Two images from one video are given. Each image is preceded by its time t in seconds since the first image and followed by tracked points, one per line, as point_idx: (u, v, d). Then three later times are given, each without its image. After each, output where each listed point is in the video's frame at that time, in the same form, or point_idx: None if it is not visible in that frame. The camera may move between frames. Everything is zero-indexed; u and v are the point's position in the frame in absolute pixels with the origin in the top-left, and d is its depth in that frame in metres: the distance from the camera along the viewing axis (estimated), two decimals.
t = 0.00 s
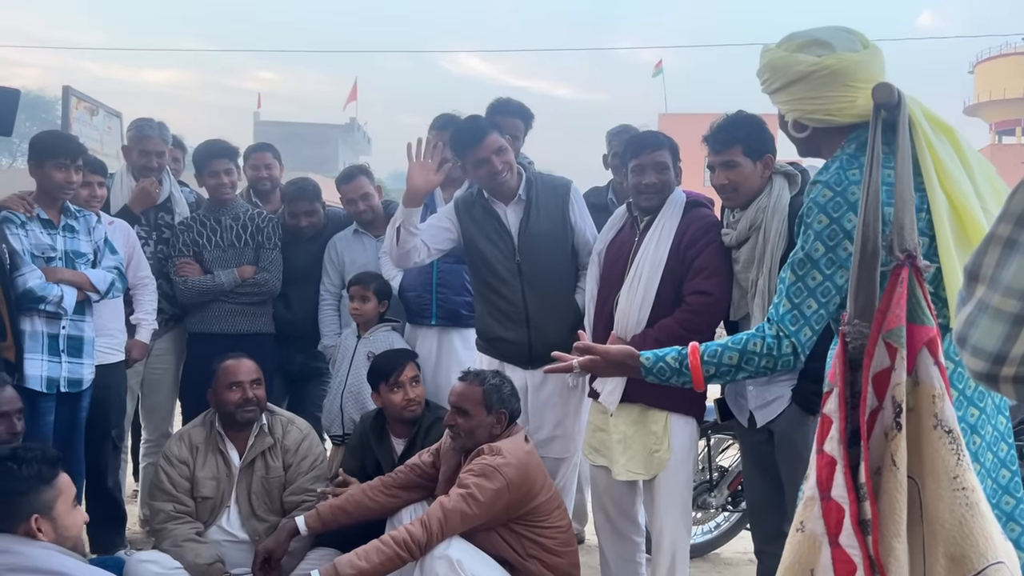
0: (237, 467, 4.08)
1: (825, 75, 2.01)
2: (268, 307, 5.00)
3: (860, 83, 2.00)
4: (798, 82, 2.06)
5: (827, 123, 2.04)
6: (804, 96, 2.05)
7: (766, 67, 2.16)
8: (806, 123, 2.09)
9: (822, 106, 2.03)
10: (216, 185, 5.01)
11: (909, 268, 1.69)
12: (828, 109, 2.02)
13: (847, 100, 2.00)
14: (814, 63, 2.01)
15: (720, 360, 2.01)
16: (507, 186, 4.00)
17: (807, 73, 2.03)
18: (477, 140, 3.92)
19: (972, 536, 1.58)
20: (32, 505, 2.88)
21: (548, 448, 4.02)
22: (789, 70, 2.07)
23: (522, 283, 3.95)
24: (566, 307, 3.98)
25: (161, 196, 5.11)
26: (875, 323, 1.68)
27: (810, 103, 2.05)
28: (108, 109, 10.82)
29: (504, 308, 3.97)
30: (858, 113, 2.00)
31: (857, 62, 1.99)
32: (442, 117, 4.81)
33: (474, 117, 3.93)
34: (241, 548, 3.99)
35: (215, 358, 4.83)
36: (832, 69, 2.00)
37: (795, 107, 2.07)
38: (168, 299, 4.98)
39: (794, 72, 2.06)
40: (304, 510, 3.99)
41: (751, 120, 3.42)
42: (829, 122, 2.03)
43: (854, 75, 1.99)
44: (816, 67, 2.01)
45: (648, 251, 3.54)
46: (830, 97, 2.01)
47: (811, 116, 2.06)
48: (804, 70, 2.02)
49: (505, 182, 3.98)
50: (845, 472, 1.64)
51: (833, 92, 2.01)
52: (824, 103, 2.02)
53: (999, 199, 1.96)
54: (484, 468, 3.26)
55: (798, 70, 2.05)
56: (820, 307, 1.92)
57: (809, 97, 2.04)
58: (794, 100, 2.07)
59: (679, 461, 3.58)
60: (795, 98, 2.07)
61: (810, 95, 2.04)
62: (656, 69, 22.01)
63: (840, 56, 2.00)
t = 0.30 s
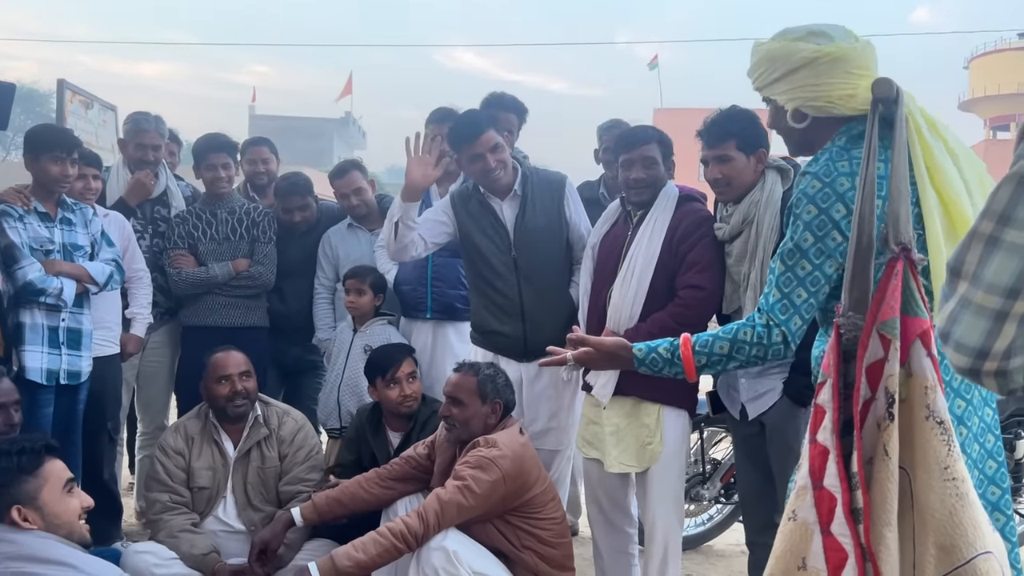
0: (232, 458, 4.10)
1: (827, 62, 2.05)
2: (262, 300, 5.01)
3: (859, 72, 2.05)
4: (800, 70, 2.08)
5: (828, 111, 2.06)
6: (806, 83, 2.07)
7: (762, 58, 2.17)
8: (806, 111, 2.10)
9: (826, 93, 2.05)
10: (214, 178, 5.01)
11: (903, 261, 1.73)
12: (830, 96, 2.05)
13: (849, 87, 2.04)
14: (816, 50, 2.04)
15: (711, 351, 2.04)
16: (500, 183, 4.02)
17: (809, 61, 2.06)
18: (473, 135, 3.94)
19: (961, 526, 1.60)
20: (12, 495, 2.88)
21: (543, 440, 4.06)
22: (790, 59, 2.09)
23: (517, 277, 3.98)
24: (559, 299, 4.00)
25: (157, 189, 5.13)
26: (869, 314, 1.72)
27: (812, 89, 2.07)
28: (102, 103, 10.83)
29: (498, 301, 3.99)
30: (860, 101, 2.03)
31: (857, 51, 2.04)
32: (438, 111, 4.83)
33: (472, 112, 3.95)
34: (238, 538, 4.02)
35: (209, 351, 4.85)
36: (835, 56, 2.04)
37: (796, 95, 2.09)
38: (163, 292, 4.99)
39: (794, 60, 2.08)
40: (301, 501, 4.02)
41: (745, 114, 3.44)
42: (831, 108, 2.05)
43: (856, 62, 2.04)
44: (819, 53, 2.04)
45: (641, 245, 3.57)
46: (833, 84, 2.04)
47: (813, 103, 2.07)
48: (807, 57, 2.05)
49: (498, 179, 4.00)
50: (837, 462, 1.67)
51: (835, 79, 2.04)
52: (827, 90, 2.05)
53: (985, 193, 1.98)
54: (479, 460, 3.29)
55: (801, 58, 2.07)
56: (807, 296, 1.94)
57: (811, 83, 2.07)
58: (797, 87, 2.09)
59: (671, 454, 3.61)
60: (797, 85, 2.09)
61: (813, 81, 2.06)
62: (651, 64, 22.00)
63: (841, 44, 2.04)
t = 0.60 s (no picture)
0: (223, 454, 4.11)
1: (835, 51, 2.09)
2: (254, 297, 5.01)
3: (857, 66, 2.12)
4: (808, 57, 2.10)
5: (838, 99, 2.07)
6: (815, 70, 2.09)
7: (761, 49, 2.17)
8: (813, 100, 2.10)
9: (836, 80, 2.07)
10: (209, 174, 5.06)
11: (889, 256, 1.74)
12: (840, 83, 2.07)
13: (855, 77, 2.09)
14: (826, 37, 2.09)
15: (705, 352, 2.07)
16: (496, 179, 4.04)
17: (818, 49, 2.09)
18: (472, 129, 3.95)
19: (947, 517, 1.63)
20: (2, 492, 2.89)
21: (532, 437, 4.09)
22: (797, 47, 2.11)
23: (508, 275, 4.00)
24: (550, 297, 4.03)
25: (148, 186, 5.13)
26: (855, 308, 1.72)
27: (822, 76, 2.08)
28: (93, 99, 10.80)
29: (489, 299, 4.01)
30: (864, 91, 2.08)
31: (855, 45, 2.12)
32: (430, 108, 4.84)
33: (469, 106, 3.96)
34: (228, 534, 4.03)
35: (199, 347, 4.85)
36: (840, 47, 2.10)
37: (806, 81, 2.09)
38: (155, 289, 4.99)
39: (801, 49, 2.11)
40: (291, 497, 4.04)
41: (734, 113, 3.46)
42: (839, 94, 2.07)
43: (854, 54, 2.11)
44: (827, 41, 2.09)
45: (630, 242, 3.59)
46: (842, 72, 2.08)
47: (824, 90, 2.08)
48: (819, 43, 2.08)
49: (494, 175, 4.02)
50: (825, 455, 1.68)
51: (842, 67, 2.09)
52: (838, 77, 2.08)
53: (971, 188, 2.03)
54: (469, 456, 3.30)
55: (811, 45, 2.10)
56: (798, 296, 1.96)
57: (821, 70, 2.08)
58: (806, 73, 2.09)
59: (659, 450, 3.64)
60: (806, 73, 2.09)
61: (823, 68, 2.08)
62: (643, 61, 22.04)
63: (842, 37, 2.12)
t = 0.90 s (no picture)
0: (215, 454, 4.10)
1: (833, 51, 2.13)
2: (246, 296, 5.00)
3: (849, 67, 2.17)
4: (810, 54, 2.11)
5: (838, 98, 2.11)
6: (817, 66, 2.11)
7: (760, 45, 2.16)
8: (814, 97, 2.12)
9: (836, 78, 2.11)
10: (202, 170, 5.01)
11: (889, 256, 1.77)
12: (839, 81, 2.11)
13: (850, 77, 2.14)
14: (825, 36, 2.12)
15: (690, 345, 2.09)
16: (488, 170, 4.07)
17: (818, 47, 2.12)
18: (467, 119, 3.99)
19: (947, 515, 1.66)
20: None
21: (523, 435, 4.11)
22: (798, 45, 2.12)
23: (499, 274, 4.00)
24: (541, 296, 4.05)
25: (139, 184, 5.11)
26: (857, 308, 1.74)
27: (824, 73, 2.11)
28: (80, 95, 10.74)
29: (480, 297, 4.02)
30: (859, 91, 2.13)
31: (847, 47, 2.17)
32: (422, 107, 4.83)
33: (466, 97, 4.01)
34: (220, 534, 4.02)
35: (192, 346, 4.84)
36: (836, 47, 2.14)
37: (808, 76, 2.10)
38: (145, 288, 4.97)
39: (801, 46, 2.12)
40: (282, 498, 4.04)
41: (724, 113, 3.48)
42: (840, 93, 2.11)
43: (847, 55, 2.16)
44: (825, 40, 2.12)
45: (622, 241, 3.61)
46: (840, 70, 2.12)
47: (825, 87, 2.11)
48: (821, 40, 2.10)
49: (487, 166, 4.05)
50: (828, 454, 1.69)
51: (840, 66, 2.13)
52: (838, 75, 2.11)
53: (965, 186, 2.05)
54: (461, 455, 3.32)
55: (812, 43, 2.12)
56: (787, 295, 1.98)
57: (822, 68, 2.11)
58: (809, 69, 2.10)
59: (650, 449, 3.66)
60: (809, 69, 2.11)
61: (824, 65, 2.11)
62: (632, 60, 22.08)
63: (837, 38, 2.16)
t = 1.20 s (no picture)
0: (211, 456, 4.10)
1: (830, 57, 2.15)
2: (242, 298, 5.00)
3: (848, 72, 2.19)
4: (805, 61, 2.14)
5: (834, 105, 2.14)
6: (812, 74, 2.14)
7: (759, 50, 2.19)
8: (808, 103, 2.16)
9: (831, 85, 2.14)
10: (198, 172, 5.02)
11: (897, 263, 1.80)
12: (834, 88, 2.14)
13: (847, 83, 2.16)
14: (822, 42, 2.14)
15: (684, 336, 2.14)
16: (484, 170, 4.09)
17: (814, 53, 2.14)
18: (462, 120, 4.02)
19: (958, 515, 1.71)
20: (4, 493, 2.87)
21: (520, 435, 4.13)
22: (795, 50, 2.15)
23: (496, 274, 4.03)
24: (537, 297, 4.08)
25: (133, 186, 5.11)
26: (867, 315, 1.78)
27: (818, 80, 2.14)
28: (67, 97, 10.71)
29: (477, 297, 4.04)
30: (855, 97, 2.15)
31: (847, 51, 2.18)
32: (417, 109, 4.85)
33: (464, 98, 4.04)
34: (218, 536, 4.03)
35: (187, 348, 4.84)
36: (835, 52, 2.16)
37: (802, 84, 2.14)
38: (140, 290, 4.97)
39: (798, 52, 2.15)
40: (280, 499, 4.05)
41: (720, 115, 3.53)
42: (835, 99, 2.14)
43: (846, 60, 2.17)
44: (823, 46, 2.14)
45: (618, 242, 3.65)
46: (837, 76, 2.15)
47: (820, 94, 2.14)
48: (817, 47, 2.12)
49: (483, 167, 4.08)
50: (843, 459, 1.73)
51: (837, 73, 2.15)
52: (833, 82, 2.14)
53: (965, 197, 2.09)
54: (461, 455, 3.34)
55: (809, 49, 2.14)
56: (784, 295, 2.03)
57: (817, 75, 2.14)
58: (803, 76, 2.14)
59: (647, 449, 3.70)
60: (803, 76, 2.14)
61: (819, 72, 2.14)
62: (618, 62, 22.20)
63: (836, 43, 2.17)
